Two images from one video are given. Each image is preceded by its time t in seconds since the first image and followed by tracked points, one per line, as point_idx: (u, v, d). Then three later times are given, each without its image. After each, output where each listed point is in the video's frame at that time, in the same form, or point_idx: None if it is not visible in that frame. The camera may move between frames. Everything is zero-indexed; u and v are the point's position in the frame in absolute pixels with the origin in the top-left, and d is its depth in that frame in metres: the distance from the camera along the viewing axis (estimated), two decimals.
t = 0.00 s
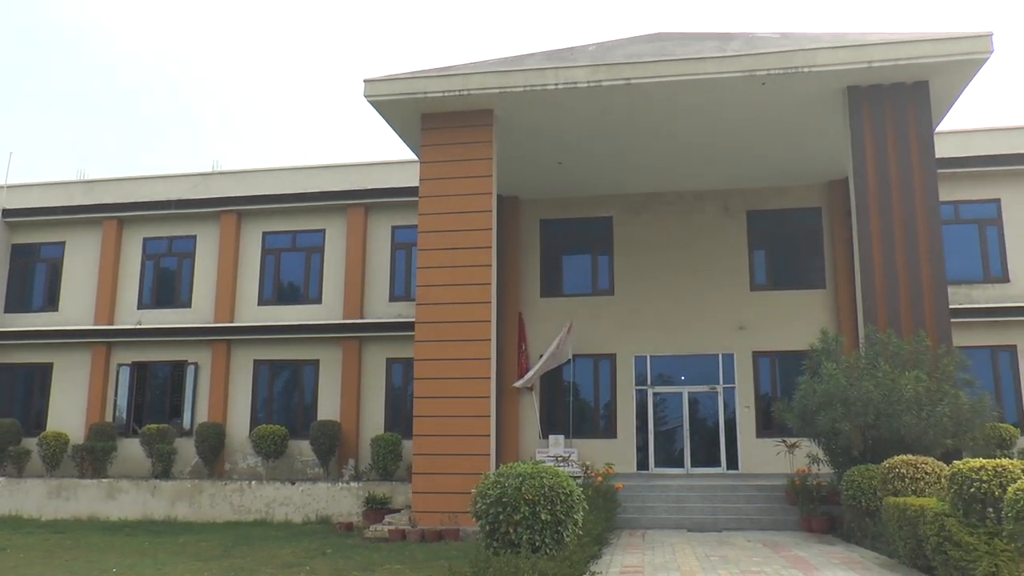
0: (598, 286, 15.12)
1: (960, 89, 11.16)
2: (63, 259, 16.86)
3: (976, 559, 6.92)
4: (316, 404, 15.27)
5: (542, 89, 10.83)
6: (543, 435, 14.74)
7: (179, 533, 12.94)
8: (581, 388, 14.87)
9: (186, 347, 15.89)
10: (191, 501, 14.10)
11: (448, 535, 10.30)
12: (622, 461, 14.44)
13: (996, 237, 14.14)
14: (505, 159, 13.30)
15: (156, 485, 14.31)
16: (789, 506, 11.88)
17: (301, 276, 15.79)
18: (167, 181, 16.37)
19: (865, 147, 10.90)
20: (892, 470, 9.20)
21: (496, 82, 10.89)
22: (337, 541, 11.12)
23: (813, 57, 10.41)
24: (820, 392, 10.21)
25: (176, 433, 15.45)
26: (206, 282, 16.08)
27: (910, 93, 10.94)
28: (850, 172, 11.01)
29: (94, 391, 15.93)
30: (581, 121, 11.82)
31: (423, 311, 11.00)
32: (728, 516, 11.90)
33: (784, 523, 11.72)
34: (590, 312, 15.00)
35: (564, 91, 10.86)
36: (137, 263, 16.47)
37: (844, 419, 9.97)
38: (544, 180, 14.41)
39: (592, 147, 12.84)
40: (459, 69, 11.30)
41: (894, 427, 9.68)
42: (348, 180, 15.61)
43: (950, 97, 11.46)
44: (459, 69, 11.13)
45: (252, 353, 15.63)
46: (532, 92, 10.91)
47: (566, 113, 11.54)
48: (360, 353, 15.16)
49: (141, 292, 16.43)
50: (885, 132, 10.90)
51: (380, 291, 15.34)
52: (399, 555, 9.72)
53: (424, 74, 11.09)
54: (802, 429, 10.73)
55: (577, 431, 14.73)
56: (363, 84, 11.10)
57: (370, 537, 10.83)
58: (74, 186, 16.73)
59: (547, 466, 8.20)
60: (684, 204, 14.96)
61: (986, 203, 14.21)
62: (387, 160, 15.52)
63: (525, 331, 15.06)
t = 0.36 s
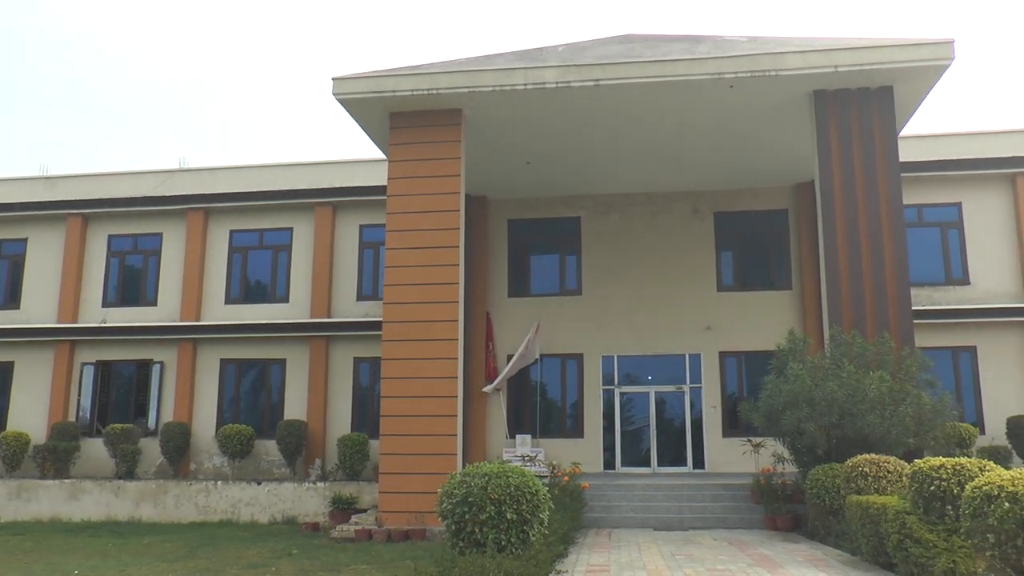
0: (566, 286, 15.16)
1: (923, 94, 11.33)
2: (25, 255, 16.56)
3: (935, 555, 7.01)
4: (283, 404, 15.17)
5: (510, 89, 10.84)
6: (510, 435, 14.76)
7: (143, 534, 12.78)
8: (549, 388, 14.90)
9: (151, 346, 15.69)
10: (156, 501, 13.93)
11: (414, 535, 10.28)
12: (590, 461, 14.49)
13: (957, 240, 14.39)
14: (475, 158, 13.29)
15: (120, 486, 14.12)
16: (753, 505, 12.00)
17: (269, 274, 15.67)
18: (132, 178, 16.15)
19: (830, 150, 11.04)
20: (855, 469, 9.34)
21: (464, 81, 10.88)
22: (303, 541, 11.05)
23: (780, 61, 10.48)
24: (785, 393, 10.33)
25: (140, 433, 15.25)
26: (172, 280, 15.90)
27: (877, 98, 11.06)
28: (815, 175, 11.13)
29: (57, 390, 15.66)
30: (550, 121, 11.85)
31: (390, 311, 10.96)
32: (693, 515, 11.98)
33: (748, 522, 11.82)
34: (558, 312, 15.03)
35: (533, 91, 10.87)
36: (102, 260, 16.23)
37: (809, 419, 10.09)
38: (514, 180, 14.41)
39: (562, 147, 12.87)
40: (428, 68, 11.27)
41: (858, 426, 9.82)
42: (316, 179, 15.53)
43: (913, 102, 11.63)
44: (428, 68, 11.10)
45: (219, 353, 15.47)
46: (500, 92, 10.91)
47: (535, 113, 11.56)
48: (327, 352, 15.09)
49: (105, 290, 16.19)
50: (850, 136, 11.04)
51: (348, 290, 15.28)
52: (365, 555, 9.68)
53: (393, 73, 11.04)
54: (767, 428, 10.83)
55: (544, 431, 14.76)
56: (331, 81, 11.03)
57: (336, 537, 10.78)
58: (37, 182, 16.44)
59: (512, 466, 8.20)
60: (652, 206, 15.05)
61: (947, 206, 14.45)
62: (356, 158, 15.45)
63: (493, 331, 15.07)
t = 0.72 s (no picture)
0: (535, 286, 15.20)
1: (888, 99, 11.51)
2: None
3: (896, 552, 7.10)
4: (250, 403, 15.06)
5: (480, 88, 10.85)
6: (478, 434, 14.77)
7: (107, 535, 12.61)
8: (517, 387, 14.93)
9: (116, 344, 15.49)
10: (121, 502, 13.76)
11: (380, 535, 10.24)
12: (558, 460, 14.53)
13: (921, 243, 14.62)
14: (445, 157, 13.28)
15: (84, 486, 13.92)
16: (719, 504, 12.11)
17: (237, 272, 15.55)
18: (98, 173, 15.92)
19: (798, 153, 11.17)
20: (820, 467, 9.46)
21: (434, 80, 10.86)
22: (270, 541, 10.98)
23: (748, 65, 10.60)
24: (752, 393, 10.45)
25: (104, 432, 15.05)
26: (138, 277, 15.71)
27: (843, 102, 11.21)
28: (782, 177, 11.26)
29: (19, 389, 15.39)
30: (521, 121, 11.88)
31: (358, 310, 10.91)
32: (660, 514, 12.06)
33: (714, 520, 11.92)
34: (528, 312, 15.06)
35: (502, 91, 10.89)
36: (66, 257, 15.98)
37: (775, 418, 10.20)
38: (485, 179, 14.42)
39: (532, 148, 12.90)
40: (398, 66, 11.24)
41: (823, 426, 9.95)
42: (285, 176, 15.43)
43: (878, 107, 11.81)
44: (398, 67, 11.07)
45: (186, 351, 15.31)
46: (470, 91, 10.91)
47: (506, 113, 11.58)
48: (295, 351, 15.01)
49: (69, 286, 15.95)
50: (817, 140, 11.18)
51: (316, 289, 15.21)
52: (332, 555, 9.63)
53: (363, 71, 11.00)
54: (734, 428, 10.94)
55: (512, 430, 14.78)
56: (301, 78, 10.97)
57: (302, 537, 10.71)
58: None
59: (479, 465, 8.20)
60: (621, 206, 15.13)
61: (911, 210, 14.69)
62: (326, 156, 15.38)
63: (461, 331, 15.07)
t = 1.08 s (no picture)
0: (499, 284, 15.21)
1: (851, 103, 11.68)
2: None
3: (854, 548, 7.20)
4: (212, 400, 14.91)
5: (446, 86, 10.83)
6: (441, 432, 14.76)
7: (65, 534, 12.40)
8: (481, 385, 14.93)
9: (76, 340, 15.23)
10: (79, 500, 13.54)
11: (343, 533, 10.19)
12: (522, 458, 14.55)
13: (881, 245, 14.86)
14: (411, 155, 13.24)
15: (41, 485, 13.68)
16: (681, 502, 12.22)
17: (200, 268, 15.39)
18: (58, 166, 15.63)
19: (761, 154, 11.29)
20: (781, 465, 9.56)
21: (400, 77, 10.82)
22: (231, 540, 10.88)
23: (713, 67, 10.70)
24: (714, 391, 10.56)
25: (63, 430, 14.77)
26: (99, 273, 15.46)
27: (806, 105, 11.38)
28: (747, 178, 11.38)
29: None
30: (487, 120, 11.88)
31: (322, 306, 10.85)
32: (622, 511, 12.14)
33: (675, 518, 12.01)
34: (493, 310, 15.07)
35: (468, 89, 10.88)
36: (24, 251, 15.67)
37: (736, 417, 10.32)
38: (451, 177, 14.41)
39: (499, 146, 12.91)
40: (364, 62, 11.19)
41: (784, 425, 10.07)
42: (250, 172, 15.30)
43: (840, 111, 11.98)
44: (364, 63, 11.02)
45: (148, 347, 15.11)
46: (436, 89, 10.88)
47: (472, 111, 11.58)
48: (258, 348, 14.89)
49: (28, 281, 15.65)
50: (781, 141, 11.31)
51: (280, 286, 15.10)
52: (293, 554, 9.56)
53: (329, 67, 10.93)
54: (696, 426, 11.04)
55: (475, 429, 14.78)
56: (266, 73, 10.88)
57: (264, 536, 10.62)
58: None
59: (441, 463, 8.19)
60: (587, 205, 15.19)
61: (873, 212, 14.92)
62: (292, 152, 15.27)
63: (426, 329, 15.03)
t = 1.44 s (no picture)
0: (466, 282, 15.20)
1: (817, 105, 11.83)
2: None
3: (817, 544, 7.30)
4: (177, 398, 14.76)
5: (414, 83, 10.80)
6: (408, 430, 14.72)
7: (26, 534, 12.20)
8: (449, 383, 14.89)
9: (38, 337, 14.95)
10: (40, 500, 13.32)
11: (309, 532, 10.15)
12: (489, 456, 14.55)
13: (847, 245, 15.05)
14: (380, 151, 13.19)
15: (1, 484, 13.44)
16: (647, 499, 12.30)
17: (165, 264, 15.21)
18: (20, 160, 15.34)
19: (729, 154, 11.39)
20: (746, 463, 9.64)
21: (369, 74, 10.77)
22: (195, 540, 10.77)
23: (681, 67, 10.77)
24: (680, 390, 10.63)
25: (25, 428, 14.51)
26: (62, 269, 15.22)
27: (773, 107, 11.50)
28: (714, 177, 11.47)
29: None
30: (456, 117, 11.86)
31: (289, 303, 10.77)
32: (589, 509, 12.19)
33: (642, 515, 12.08)
34: (461, 308, 15.05)
35: (437, 86, 10.86)
36: None
37: (703, 415, 10.40)
38: (421, 175, 14.37)
39: (468, 144, 12.90)
40: (332, 58, 11.12)
41: (750, 423, 10.17)
42: (217, 167, 15.16)
43: (806, 113, 12.13)
44: (332, 59, 10.95)
45: (112, 344, 14.91)
46: (404, 86, 10.85)
47: (440, 109, 11.55)
48: (225, 345, 14.76)
49: None
50: (749, 141, 11.42)
51: (246, 283, 14.99)
52: (258, 553, 9.49)
53: (296, 62, 10.85)
54: (663, 424, 11.12)
55: (442, 427, 14.75)
56: (233, 68, 10.76)
57: (229, 535, 10.55)
58: None
59: (407, 461, 8.17)
60: (555, 204, 15.23)
61: (838, 213, 15.11)
62: (261, 148, 15.15)
63: (393, 327, 14.98)
